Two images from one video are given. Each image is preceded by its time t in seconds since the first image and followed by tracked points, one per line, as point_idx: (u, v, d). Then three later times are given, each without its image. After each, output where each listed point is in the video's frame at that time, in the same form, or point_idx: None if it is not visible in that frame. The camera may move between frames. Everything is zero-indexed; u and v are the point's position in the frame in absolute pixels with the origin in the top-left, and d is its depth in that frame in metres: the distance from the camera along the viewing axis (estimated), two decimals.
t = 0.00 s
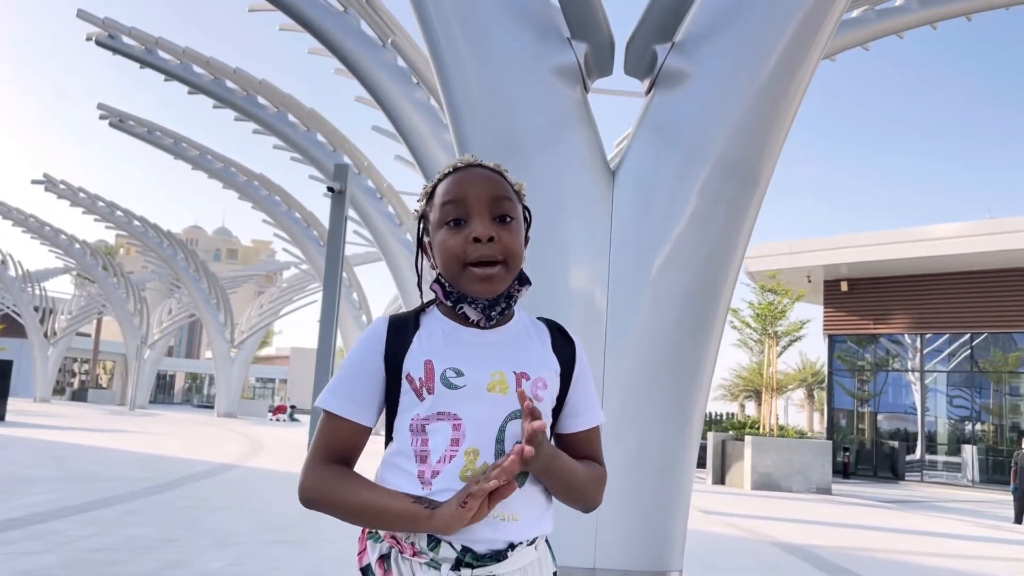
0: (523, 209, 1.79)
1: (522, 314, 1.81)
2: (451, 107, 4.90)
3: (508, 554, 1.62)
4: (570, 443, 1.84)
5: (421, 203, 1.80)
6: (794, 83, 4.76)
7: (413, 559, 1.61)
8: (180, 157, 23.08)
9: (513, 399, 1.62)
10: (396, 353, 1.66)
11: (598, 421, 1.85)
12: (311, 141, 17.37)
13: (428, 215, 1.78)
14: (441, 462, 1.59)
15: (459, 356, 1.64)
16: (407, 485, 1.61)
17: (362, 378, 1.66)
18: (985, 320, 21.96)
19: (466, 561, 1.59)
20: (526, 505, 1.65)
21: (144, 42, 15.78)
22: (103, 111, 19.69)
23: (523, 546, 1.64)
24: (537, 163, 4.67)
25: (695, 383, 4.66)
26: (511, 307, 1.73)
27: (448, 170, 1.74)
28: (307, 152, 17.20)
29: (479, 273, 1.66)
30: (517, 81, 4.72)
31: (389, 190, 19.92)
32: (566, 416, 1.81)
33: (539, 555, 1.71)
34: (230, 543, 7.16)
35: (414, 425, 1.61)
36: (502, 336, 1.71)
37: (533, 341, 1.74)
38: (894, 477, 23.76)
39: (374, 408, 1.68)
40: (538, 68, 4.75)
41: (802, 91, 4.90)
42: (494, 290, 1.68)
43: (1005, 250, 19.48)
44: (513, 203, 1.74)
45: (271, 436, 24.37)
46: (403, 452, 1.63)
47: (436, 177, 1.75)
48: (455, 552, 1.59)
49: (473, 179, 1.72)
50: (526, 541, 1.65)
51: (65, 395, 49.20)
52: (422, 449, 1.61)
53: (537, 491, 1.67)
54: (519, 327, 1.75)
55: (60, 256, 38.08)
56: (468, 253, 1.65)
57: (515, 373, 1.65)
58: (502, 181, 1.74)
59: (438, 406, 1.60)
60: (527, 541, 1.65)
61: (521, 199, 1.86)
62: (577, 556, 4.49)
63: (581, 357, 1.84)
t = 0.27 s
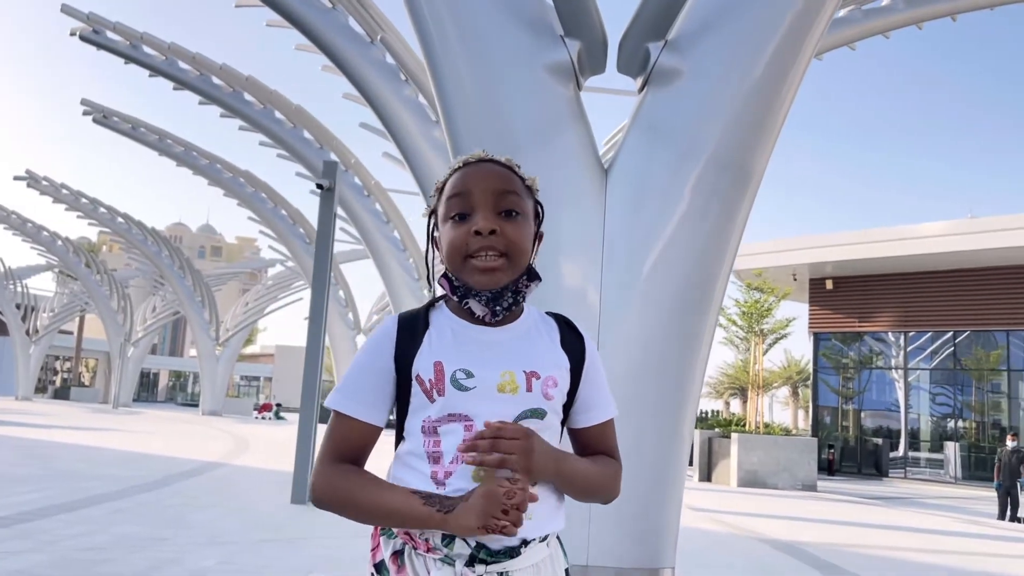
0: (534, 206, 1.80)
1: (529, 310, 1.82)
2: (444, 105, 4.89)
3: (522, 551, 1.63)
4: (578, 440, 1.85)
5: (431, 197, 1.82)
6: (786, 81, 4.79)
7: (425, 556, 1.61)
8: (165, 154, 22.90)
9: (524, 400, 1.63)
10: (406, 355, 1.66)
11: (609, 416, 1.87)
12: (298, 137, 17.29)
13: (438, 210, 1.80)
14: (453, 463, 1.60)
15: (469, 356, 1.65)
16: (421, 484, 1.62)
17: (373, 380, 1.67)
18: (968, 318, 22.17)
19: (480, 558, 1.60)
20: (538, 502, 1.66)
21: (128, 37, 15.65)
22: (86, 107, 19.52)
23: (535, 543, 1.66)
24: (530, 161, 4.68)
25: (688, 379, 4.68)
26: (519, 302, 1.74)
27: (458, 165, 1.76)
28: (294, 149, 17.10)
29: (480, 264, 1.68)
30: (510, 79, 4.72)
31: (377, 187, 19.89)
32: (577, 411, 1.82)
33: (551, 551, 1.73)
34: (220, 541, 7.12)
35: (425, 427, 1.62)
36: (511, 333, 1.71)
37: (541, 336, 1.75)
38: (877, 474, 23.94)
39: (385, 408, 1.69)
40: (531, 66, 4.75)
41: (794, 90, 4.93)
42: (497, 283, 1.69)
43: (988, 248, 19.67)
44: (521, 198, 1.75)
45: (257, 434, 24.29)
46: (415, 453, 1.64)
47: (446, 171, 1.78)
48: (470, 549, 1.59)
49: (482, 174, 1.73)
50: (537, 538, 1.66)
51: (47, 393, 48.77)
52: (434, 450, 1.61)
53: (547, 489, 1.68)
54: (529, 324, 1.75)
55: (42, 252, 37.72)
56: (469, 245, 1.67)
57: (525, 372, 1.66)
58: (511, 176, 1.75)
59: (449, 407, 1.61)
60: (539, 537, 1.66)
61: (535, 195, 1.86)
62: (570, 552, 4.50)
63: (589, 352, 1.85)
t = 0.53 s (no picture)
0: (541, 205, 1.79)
1: (537, 306, 1.83)
2: (438, 104, 4.89)
3: (532, 547, 1.63)
4: (592, 437, 1.85)
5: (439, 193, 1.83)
6: (779, 80, 4.80)
7: (437, 553, 1.63)
8: (154, 151, 22.75)
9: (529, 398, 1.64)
10: (410, 356, 1.70)
11: (620, 411, 1.86)
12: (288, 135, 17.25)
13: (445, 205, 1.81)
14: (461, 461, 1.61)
15: (473, 356, 1.67)
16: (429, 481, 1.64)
17: (378, 381, 1.72)
18: (955, 317, 22.31)
19: (490, 555, 1.60)
20: (549, 499, 1.66)
21: (116, 34, 15.56)
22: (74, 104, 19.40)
23: (546, 539, 1.65)
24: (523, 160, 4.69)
25: (681, 377, 4.68)
26: (524, 301, 1.75)
27: (465, 161, 1.76)
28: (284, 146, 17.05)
29: (485, 264, 1.68)
30: (504, 78, 4.72)
31: (367, 185, 19.85)
32: (585, 407, 1.81)
33: (565, 548, 1.72)
34: (211, 540, 7.10)
35: (431, 428, 1.65)
36: (516, 331, 1.73)
37: (547, 332, 1.76)
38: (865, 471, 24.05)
39: (393, 409, 1.73)
40: (526, 65, 4.75)
41: (787, 89, 4.95)
42: (501, 283, 1.70)
43: (976, 247, 19.79)
44: (528, 197, 1.74)
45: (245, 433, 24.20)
46: (422, 452, 1.66)
47: (453, 168, 1.78)
48: (480, 546, 1.60)
49: (488, 170, 1.73)
50: (549, 534, 1.66)
51: (34, 392, 48.44)
52: (441, 449, 1.63)
53: (557, 483, 1.68)
54: (534, 321, 1.77)
55: (28, 250, 37.45)
56: (474, 243, 1.68)
57: (530, 370, 1.67)
58: (517, 174, 1.74)
59: (453, 407, 1.63)
60: (550, 533, 1.66)
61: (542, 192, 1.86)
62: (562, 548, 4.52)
63: (597, 346, 1.85)
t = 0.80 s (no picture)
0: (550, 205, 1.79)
1: (549, 308, 1.84)
2: (428, 102, 4.90)
3: (546, 548, 1.64)
4: (604, 441, 1.86)
5: (448, 195, 1.82)
6: (767, 80, 4.83)
7: (448, 555, 1.64)
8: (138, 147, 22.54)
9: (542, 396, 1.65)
10: (421, 358, 1.72)
11: (634, 414, 1.86)
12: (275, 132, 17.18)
13: (456, 209, 1.80)
14: (472, 460, 1.62)
15: (485, 356, 1.68)
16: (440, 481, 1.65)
17: (389, 382, 1.73)
18: (939, 315, 22.51)
19: (503, 556, 1.62)
20: (561, 500, 1.67)
21: (101, 29, 15.43)
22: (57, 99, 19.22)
23: (560, 541, 1.66)
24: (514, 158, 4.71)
25: (670, 375, 4.70)
26: (537, 304, 1.76)
27: (476, 164, 1.75)
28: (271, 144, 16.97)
29: (500, 273, 1.69)
30: (494, 76, 4.74)
31: (354, 183, 19.80)
32: (600, 410, 1.83)
33: (578, 550, 1.73)
34: (199, 539, 7.06)
35: (444, 426, 1.66)
36: (528, 331, 1.74)
37: (559, 335, 1.78)
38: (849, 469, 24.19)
39: (404, 411, 1.74)
40: (516, 63, 4.77)
41: (775, 89, 4.98)
42: (519, 289, 1.71)
43: (959, 246, 19.94)
44: (540, 201, 1.74)
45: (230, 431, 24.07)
46: (434, 453, 1.67)
47: (462, 172, 1.77)
48: (492, 547, 1.62)
49: (500, 176, 1.72)
50: (563, 537, 1.67)
51: (16, 390, 47.97)
52: (453, 449, 1.64)
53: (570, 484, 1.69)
54: (546, 322, 1.78)
55: (10, 247, 37.10)
56: (489, 254, 1.68)
57: (542, 369, 1.68)
58: (530, 177, 1.74)
59: (465, 406, 1.64)
60: (564, 535, 1.67)
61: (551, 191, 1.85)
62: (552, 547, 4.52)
63: (609, 347, 1.86)
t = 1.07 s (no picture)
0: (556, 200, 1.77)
1: (557, 308, 1.83)
2: (419, 100, 4.91)
3: (551, 550, 1.64)
4: (609, 443, 1.86)
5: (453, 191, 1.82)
6: (756, 80, 4.86)
7: (452, 555, 1.64)
8: (125, 145, 22.41)
9: (550, 395, 1.64)
10: (428, 356, 1.71)
11: (640, 419, 1.86)
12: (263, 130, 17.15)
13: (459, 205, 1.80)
14: (478, 461, 1.62)
15: (492, 356, 1.67)
16: (445, 481, 1.64)
17: (397, 379, 1.72)
18: (926, 314, 22.64)
19: (508, 557, 1.61)
20: (567, 501, 1.67)
21: (87, 25, 15.31)
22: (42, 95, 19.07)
23: (564, 543, 1.67)
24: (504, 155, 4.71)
25: (659, 374, 4.70)
26: (540, 302, 1.75)
27: (476, 161, 1.74)
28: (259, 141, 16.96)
29: (497, 269, 1.68)
30: (485, 74, 4.74)
31: (342, 181, 19.74)
32: (606, 413, 1.82)
33: (583, 550, 1.73)
34: (188, 539, 7.04)
35: (451, 426, 1.65)
36: (535, 332, 1.73)
37: (566, 336, 1.77)
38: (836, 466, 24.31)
39: (410, 409, 1.73)
40: (507, 61, 4.77)
41: (766, 88, 5.00)
42: (516, 287, 1.70)
43: (945, 245, 20.07)
44: (539, 197, 1.72)
45: (218, 430, 23.96)
46: (440, 452, 1.67)
47: (466, 167, 1.76)
48: (497, 549, 1.61)
49: (496, 171, 1.71)
50: (567, 538, 1.67)
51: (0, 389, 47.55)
52: (458, 449, 1.64)
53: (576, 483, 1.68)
54: (554, 322, 1.77)
55: None
56: (483, 251, 1.68)
57: (550, 371, 1.67)
58: (530, 171, 1.72)
59: (473, 406, 1.63)
60: (569, 535, 1.67)
61: (558, 184, 1.83)
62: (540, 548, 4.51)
63: (617, 348, 1.85)
